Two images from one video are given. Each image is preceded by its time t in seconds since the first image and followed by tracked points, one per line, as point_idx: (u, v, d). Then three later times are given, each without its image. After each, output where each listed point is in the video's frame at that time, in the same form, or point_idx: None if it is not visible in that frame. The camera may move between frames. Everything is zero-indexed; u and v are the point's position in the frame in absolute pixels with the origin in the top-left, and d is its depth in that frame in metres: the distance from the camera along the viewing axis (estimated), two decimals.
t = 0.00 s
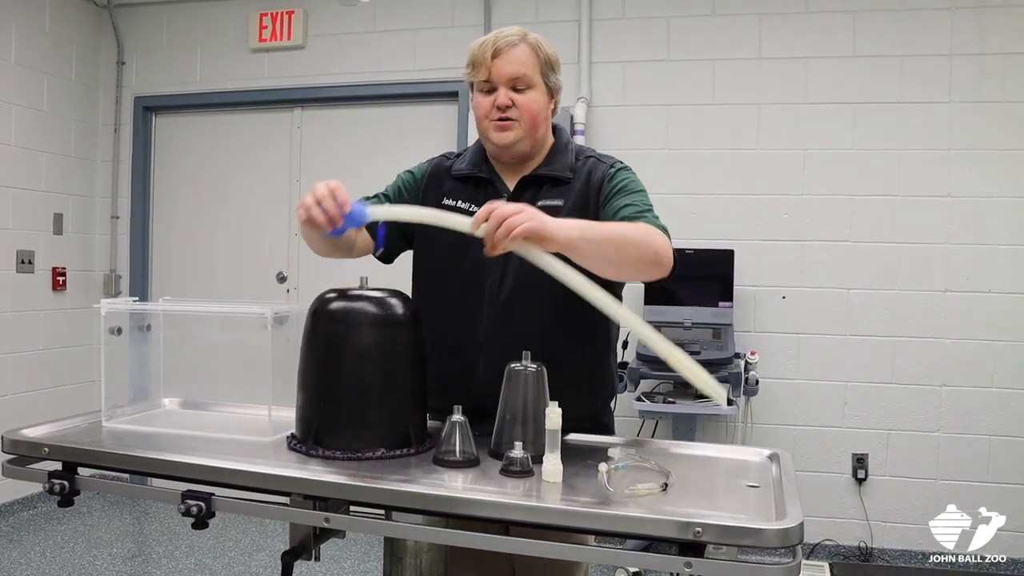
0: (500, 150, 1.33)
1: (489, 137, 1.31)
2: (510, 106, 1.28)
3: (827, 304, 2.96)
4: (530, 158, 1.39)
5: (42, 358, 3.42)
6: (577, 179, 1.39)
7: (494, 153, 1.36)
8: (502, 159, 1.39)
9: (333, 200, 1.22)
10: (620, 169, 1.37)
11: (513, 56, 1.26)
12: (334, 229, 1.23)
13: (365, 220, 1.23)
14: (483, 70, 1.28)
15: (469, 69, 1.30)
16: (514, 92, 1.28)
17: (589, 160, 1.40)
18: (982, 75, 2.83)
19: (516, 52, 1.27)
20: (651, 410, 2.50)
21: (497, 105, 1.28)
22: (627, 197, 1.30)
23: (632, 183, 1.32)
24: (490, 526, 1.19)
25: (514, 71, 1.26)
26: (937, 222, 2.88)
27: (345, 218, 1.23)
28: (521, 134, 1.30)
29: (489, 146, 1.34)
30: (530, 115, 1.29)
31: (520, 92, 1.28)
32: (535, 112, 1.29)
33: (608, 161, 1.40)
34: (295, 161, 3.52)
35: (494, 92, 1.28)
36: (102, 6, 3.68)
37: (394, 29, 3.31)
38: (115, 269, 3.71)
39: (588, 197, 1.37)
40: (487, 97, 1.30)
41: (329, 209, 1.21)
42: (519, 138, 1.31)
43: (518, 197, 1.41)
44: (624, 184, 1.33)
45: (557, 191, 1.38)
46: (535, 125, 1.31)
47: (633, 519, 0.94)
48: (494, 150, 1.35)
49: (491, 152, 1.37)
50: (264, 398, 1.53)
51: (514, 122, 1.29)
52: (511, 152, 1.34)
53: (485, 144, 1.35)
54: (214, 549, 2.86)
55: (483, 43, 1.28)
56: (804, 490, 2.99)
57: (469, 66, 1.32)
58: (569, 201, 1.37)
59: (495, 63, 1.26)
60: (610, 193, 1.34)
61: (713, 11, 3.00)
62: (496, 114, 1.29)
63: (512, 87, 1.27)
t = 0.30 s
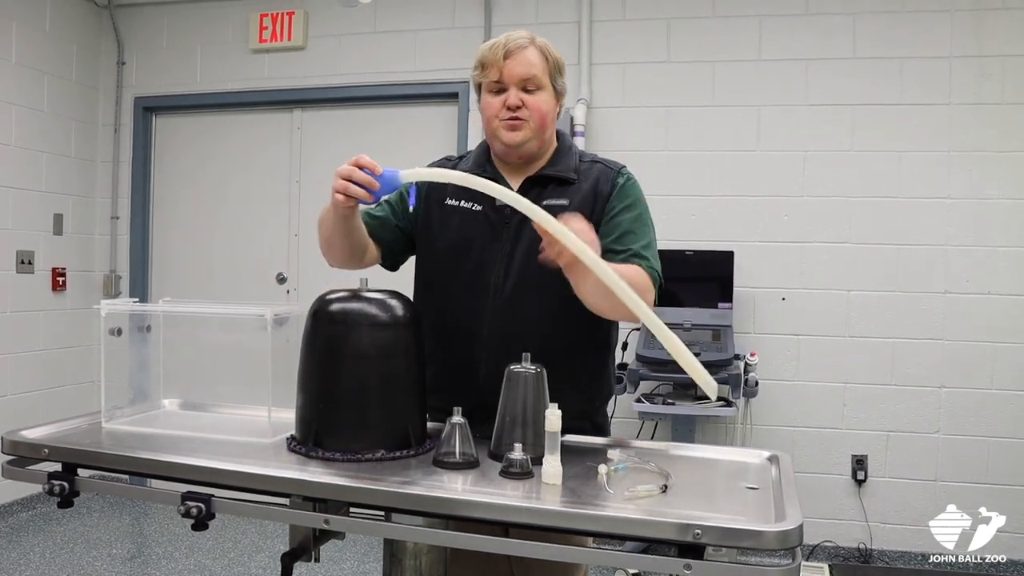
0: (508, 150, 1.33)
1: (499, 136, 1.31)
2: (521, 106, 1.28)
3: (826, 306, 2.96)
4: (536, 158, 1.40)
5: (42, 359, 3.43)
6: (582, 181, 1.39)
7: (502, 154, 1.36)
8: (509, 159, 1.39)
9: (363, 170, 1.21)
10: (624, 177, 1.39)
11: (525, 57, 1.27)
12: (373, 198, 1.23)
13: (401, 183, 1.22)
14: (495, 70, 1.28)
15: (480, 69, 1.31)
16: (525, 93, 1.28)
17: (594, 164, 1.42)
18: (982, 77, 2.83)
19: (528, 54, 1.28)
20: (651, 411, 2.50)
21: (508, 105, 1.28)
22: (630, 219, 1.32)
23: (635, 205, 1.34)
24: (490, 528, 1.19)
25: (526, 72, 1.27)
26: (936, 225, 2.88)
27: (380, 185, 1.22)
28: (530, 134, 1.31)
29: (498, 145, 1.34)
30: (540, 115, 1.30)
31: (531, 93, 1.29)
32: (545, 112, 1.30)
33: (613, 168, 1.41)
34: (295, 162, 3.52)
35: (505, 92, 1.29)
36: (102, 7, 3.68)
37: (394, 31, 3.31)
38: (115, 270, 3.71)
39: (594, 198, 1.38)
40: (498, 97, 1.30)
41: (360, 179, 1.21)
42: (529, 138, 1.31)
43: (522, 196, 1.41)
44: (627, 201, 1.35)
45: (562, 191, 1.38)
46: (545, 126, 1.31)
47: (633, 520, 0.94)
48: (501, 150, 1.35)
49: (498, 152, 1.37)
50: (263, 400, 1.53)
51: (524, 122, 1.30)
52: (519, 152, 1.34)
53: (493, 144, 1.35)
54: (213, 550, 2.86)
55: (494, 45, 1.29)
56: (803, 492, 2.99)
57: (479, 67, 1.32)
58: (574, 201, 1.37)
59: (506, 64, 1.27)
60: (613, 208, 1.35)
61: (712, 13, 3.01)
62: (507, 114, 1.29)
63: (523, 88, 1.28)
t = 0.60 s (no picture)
0: (515, 153, 1.33)
1: (507, 140, 1.31)
2: (530, 109, 1.29)
3: (826, 308, 2.96)
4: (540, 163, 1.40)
5: (43, 362, 3.43)
6: (585, 183, 1.40)
7: (508, 158, 1.36)
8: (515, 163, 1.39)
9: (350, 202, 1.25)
10: (626, 181, 1.40)
11: (534, 62, 1.28)
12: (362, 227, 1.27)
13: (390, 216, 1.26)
14: (504, 73, 1.29)
15: (488, 74, 1.31)
16: (534, 97, 1.29)
17: (597, 167, 1.42)
18: (982, 80, 2.84)
19: (536, 59, 1.29)
20: (651, 414, 2.50)
21: (517, 108, 1.29)
22: (638, 225, 1.35)
23: (641, 209, 1.37)
24: (492, 531, 1.19)
25: (536, 76, 1.28)
26: (936, 227, 2.88)
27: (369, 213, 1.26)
28: (538, 137, 1.31)
29: (505, 149, 1.33)
30: (548, 119, 1.30)
31: (540, 98, 1.30)
32: (553, 116, 1.31)
33: (616, 170, 1.42)
34: (296, 165, 3.53)
35: (513, 96, 1.29)
36: (104, 11, 3.69)
37: (395, 34, 3.31)
38: (116, 273, 3.72)
39: (599, 202, 1.38)
40: (506, 101, 1.30)
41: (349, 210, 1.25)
42: (537, 142, 1.31)
43: (525, 200, 1.41)
44: (633, 207, 1.37)
45: (566, 194, 1.39)
46: (552, 130, 1.32)
47: (634, 523, 0.95)
48: (508, 154, 1.35)
49: (503, 156, 1.37)
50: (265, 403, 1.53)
51: (532, 126, 1.30)
52: (526, 156, 1.34)
53: (499, 148, 1.35)
54: (214, 553, 2.86)
55: (502, 49, 1.30)
56: (804, 494, 2.99)
57: (486, 71, 1.32)
58: (579, 204, 1.38)
59: (516, 67, 1.28)
60: (619, 214, 1.37)
61: (712, 16, 3.01)
62: (515, 117, 1.29)
63: (531, 92, 1.29)
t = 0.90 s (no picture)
0: (517, 160, 1.34)
1: (511, 148, 1.32)
2: (534, 118, 1.30)
3: (826, 311, 2.96)
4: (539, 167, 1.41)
5: (43, 363, 3.43)
6: (585, 186, 1.40)
7: (508, 163, 1.37)
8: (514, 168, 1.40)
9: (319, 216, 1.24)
10: (627, 184, 1.40)
11: (539, 69, 1.28)
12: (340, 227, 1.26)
13: (362, 221, 1.22)
14: (509, 81, 1.28)
15: (491, 79, 1.31)
16: (537, 105, 1.30)
17: (596, 170, 1.42)
18: (982, 83, 2.84)
19: (540, 66, 1.29)
20: (651, 416, 2.50)
21: (521, 117, 1.29)
22: (641, 229, 1.36)
23: (643, 213, 1.38)
24: (492, 533, 1.19)
25: (541, 84, 1.28)
26: (936, 230, 2.88)
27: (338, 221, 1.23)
28: (541, 145, 1.32)
29: (507, 156, 1.34)
30: (551, 127, 1.31)
31: (543, 105, 1.30)
32: (555, 124, 1.32)
33: (617, 173, 1.43)
34: (296, 167, 3.53)
35: (517, 104, 1.30)
36: (105, 13, 3.70)
37: (395, 36, 3.32)
38: (116, 274, 3.72)
39: (600, 204, 1.38)
40: (510, 108, 1.30)
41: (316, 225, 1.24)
42: (539, 150, 1.33)
43: (525, 202, 1.41)
44: (634, 211, 1.38)
45: (567, 197, 1.39)
46: (553, 137, 1.34)
47: (634, 524, 0.95)
48: (509, 160, 1.36)
49: (503, 161, 1.38)
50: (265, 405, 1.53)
51: (535, 134, 1.31)
52: (527, 163, 1.36)
53: (500, 154, 1.35)
54: (214, 555, 2.86)
55: (506, 54, 1.29)
56: (804, 496, 2.99)
57: (489, 75, 1.31)
58: (579, 206, 1.38)
59: (521, 75, 1.27)
60: (622, 218, 1.38)
61: (713, 18, 3.02)
62: (519, 126, 1.30)
63: (535, 101, 1.29)
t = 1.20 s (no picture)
0: (516, 165, 1.34)
1: (509, 152, 1.31)
2: (530, 122, 1.30)
3: (826, 312, 2.97)
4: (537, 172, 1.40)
5: (43, 368, 3.43)
6: (582, 191, 1.41)
7: (506, 169, 1.36)
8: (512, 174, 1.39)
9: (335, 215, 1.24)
10: (624, 188, 1.41)
11: (533, 73, 1.29)
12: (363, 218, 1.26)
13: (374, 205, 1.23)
14: (504, 85, 1.28)
15: (486, 84, 1.31)
16: (533, 109, 1.30)
17: (593, 173, 1.43)
18: (980, 84, 2.84)
19: (534, 70, 1.29)
20: (651, 418, 2.50)
21: (517, 121, 1.29)
22: (639, 233, 1.36)
23: (641, 218, 1.38)
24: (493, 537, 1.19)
25: (536, 87, 1.28)
26: (935, 231, 2.88)
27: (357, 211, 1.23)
28: (539, 149, 1.32)
29: (505, 161, 1.34)
30: (548, 130, 1.31)
31: (539, 109, 1.31)
32: (552, 127, 1.32)
33: (612, 178, 1.43)
34: (296, 170, 3.54)
35: (513, 108, 1.30)
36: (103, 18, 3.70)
37: (394, 40, 3.32)
38: (116, 279, 3.72)
39: (597, 208, 1.39)
40: (505, 112, 1.30)
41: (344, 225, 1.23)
42: (537, 153, 1.32)
43: (522, 206, 1.41)
44: (632, 214, 1.38)
45: (564, 201, 1.39)
46: (550, 140, 1.33)
47: (634, 527, 0.95)
48: (507, 165, 1.35)
49: (501, 166, 1.37)
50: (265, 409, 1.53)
51: (532, 138, 1.31)
52: (525, 167, 1.35)
53: (498, 159, 1.35)
54: (214, 559, 2.85)
55: (501, 59, 1.30)
56: (805, 498, 2.99)
57: (483, 81, 1.32)
58: (577, 210, 1.38)
59: (516, 79, 1.28)
60: (620, 222, 1.38)
61: (711, 21, 3.02)
62: (516, 130, 1.30)
63: (530, 104, 1.30)
